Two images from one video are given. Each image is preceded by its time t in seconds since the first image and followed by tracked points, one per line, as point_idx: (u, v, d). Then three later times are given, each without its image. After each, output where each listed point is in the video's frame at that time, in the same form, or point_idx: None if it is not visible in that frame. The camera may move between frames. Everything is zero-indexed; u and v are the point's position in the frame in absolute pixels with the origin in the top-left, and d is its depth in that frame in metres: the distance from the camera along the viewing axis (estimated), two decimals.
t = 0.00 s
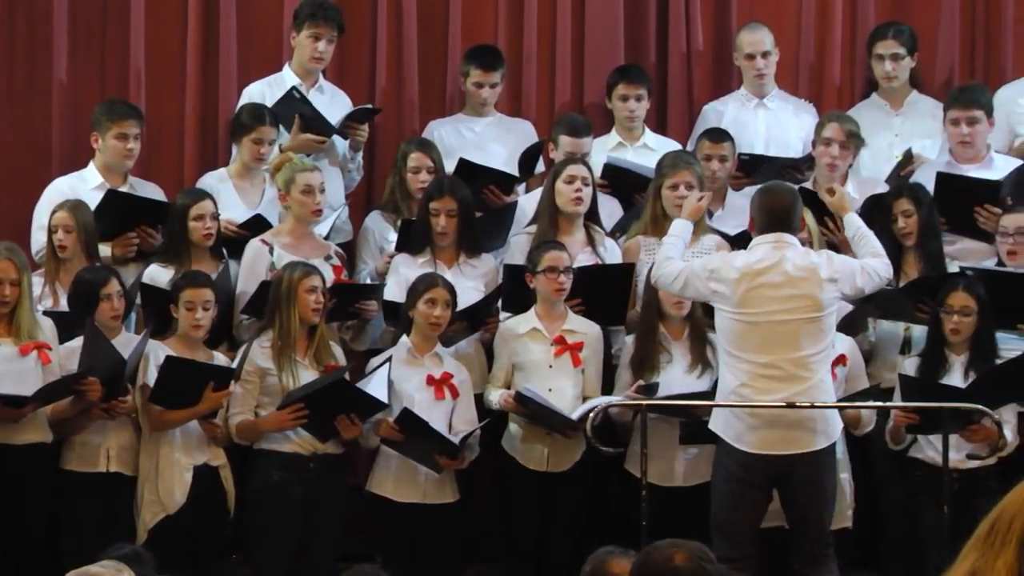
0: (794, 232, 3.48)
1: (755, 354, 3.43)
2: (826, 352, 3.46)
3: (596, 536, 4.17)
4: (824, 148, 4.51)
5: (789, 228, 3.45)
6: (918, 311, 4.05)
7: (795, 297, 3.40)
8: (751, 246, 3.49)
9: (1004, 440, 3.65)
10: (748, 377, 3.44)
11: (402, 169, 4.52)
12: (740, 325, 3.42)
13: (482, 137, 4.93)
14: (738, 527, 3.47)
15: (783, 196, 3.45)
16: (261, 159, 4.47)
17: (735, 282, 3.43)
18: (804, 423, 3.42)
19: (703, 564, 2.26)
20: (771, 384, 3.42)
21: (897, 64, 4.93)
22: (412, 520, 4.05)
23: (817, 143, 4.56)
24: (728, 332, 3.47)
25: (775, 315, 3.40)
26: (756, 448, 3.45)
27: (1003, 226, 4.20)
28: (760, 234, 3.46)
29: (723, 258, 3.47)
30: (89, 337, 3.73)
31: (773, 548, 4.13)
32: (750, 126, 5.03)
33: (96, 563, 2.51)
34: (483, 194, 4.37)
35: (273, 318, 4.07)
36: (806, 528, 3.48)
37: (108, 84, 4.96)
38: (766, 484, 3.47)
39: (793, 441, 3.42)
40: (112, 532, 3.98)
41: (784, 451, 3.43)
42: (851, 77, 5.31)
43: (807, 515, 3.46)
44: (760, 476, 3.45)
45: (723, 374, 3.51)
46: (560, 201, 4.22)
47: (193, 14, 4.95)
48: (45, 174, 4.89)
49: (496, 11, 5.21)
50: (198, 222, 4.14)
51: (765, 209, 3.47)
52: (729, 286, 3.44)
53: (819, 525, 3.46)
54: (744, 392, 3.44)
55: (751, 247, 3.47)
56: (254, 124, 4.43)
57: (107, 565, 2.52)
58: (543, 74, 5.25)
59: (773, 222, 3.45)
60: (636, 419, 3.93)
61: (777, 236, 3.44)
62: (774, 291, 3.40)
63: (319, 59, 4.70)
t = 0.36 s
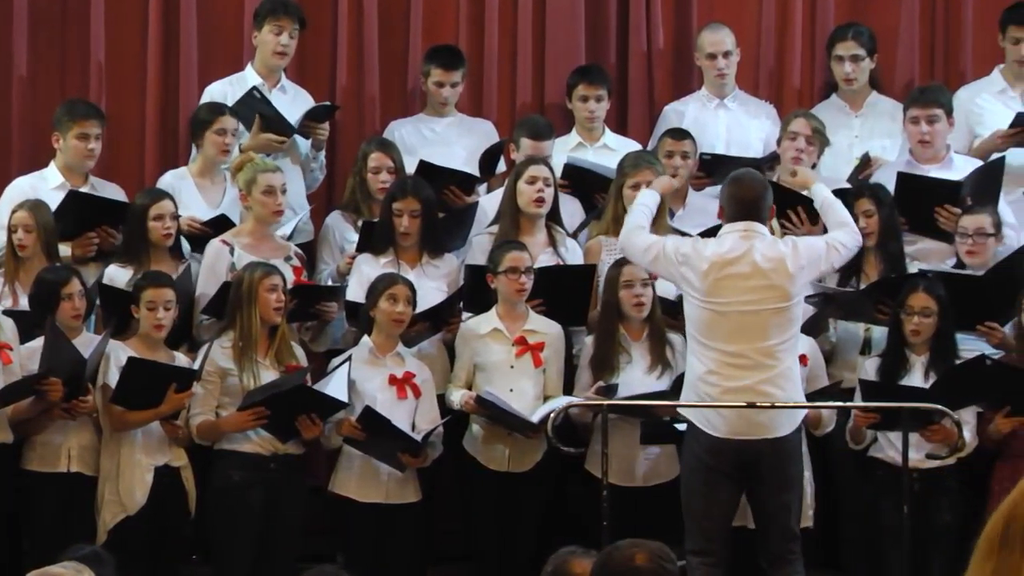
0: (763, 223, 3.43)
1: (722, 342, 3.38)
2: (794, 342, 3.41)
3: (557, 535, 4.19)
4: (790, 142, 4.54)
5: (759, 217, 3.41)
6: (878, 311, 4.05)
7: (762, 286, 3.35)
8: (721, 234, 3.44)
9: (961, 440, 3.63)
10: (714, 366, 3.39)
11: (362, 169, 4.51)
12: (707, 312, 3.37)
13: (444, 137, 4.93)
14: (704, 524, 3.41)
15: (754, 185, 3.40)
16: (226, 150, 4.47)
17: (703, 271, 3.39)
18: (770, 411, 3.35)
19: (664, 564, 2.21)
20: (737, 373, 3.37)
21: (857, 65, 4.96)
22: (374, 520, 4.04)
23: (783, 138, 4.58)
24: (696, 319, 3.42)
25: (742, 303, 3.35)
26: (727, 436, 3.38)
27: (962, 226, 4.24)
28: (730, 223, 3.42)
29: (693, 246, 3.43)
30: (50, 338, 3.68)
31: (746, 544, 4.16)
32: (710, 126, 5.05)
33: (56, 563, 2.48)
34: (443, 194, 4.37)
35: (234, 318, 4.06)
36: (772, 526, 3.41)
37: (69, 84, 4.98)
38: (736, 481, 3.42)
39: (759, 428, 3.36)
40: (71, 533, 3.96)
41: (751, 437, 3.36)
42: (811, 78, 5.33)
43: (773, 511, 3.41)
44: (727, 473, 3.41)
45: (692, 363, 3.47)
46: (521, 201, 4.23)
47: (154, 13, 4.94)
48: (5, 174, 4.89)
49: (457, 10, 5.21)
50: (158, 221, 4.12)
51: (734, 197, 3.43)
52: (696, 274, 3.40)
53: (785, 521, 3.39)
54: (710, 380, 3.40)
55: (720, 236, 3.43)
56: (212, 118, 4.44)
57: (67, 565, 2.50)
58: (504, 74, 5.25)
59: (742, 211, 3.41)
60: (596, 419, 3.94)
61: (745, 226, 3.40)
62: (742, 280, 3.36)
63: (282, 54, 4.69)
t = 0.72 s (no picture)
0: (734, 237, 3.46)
1: (693, 349, 3.39)
2: (763, 351, 3.42)
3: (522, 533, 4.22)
4: (756, 139, 4.48)
5: (728, 232, 3.44)
6: (841, 313, 4.08)
7: (733, 295, 3.36)
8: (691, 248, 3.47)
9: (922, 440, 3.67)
10: (684, 373, 3.40)
11: (325, 169, 4.50)
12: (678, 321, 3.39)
13: (406, 136, 4.93)
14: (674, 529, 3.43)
15: (724, 200, 3.44)
16: (191, 143, 4.46)
17: (674, 281, 3.41)
18: (742, 419, 3.38)
19: (627, 564, 2.21)
20: (707, 378, 3.38)
21: (821, 66, 4.98)
22: (337, 520, 4.04)
23: (750, 135, 4.51)
24: (667, 329, 3.43)
25: (714, 311, 3.36)
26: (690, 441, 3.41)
27: (925, 223, 4.24)
28: (701, 236, 3.45)
29: (664, 259, 3.45)
30: (13, 338, 3.68)
31: (711, 544, 4.18)
32: (673, 127, 5.07)
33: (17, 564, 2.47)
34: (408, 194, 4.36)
35: (197, 318, 4.04)
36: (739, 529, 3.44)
37: (31, 86, 5.02)
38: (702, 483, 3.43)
39: (731, 434, 3.38)
40: (33, 533, 3.94)
41: (723, 442, 3.39)
42: (774, 80, 5.35)
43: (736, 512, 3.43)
44: (693, 478, 3.42)
45: (661, 372, 3.47)
46: (484, 201, 4.23)
47: (117, 15, 4.99)
48: None
49: (420, 10, 5.22)
50: (119, 219, 4.11)
51: (705, 211, 3.46)
52: (668, 283, 3.41)
53: (750, 526, 3.43)
54: (680, 386, 3.40)
55: (691, 248, 3.45)
56: (173, 113, 4.45)
57: (29, 566, 2.48)
58: (467, 74, 5.26)
59: (712, 224, 3.44)
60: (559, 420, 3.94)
61: (715, 239, 3.42)
62: (713, 290, 3.37)
63: (246, 56, 4.68)
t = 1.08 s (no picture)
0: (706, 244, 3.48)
1: (662, 353, 3.38)
2: (733, 356, 3.42)
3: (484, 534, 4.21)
4: (723, 140, 4.48)
5: (702, 237, 3.44)
6: (807, 314, 4.11)
7: (704, 299, 3.36)
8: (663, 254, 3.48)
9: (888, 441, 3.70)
10: (653, 377, 3.38)
11: (292, 169, 4.50)
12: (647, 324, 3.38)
13: (371, 136, 4.92)
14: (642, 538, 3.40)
15: (697, 206, 3.45)
16: (156, 145, 4.44)
17: (644, 286, 3.41)
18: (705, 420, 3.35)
19: (592, 564, 2.17)
20: (675, 382, 3.36)
21: (788, 65, 4.99)
22: (303, 521, 4.03)
23: (716, 137, 4.51)
24: (636, 333, 3.42)
25: (684, 315, 3.36)
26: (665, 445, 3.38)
27: (890, 227, 4.27)
28: (674, 243, 3.45)
29: (635, 265, 3.46)
30: None
31: (677, 543, 4.18)
32: (637, 127, 5.08)
33: None
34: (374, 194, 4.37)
35: (163, 319, 4.02)
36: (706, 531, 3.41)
37: None
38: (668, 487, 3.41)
39: (692, 437, 3.36)
40: None
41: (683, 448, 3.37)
42: (740, 82, 5.37)
43: (706, 510, 3.41)
44: (663, 475, 3.39)
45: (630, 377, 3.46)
46: (451, 200, 4.23)
47: (82, 15, 4.97)
48: None
49: (386, 10, 5.23)
50: (84, 221, 4.08)
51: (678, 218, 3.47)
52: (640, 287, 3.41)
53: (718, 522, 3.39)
54: (648, 389, 3.39)
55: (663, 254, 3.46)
56: (140, 114, 4.43)
57: None
58: (433, 74, 5.26)
59: (684, 230, 3.45)
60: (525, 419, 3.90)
61: (687, 244, 3.43)
62: (684, 293, 3.37)
63: (212, 56, 4.67)
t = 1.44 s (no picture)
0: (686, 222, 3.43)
1: (629, 334, 3.37)
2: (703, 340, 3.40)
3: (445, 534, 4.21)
4: (684, 140, 4.49)
5: (679, 216, 3.40)
6: (767, 315, 4.13)
7: (674, 283, 3.34)
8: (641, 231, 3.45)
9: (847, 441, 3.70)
10: (620, 359, 3.39)
11: (257, 169, 4.50)
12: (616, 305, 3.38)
13: (332, 136, 4.92)
14: (616, 523, 3.40)
15: (678, 184, 3.39)
16: (117, 147, 4.40)
17: (617, 265, 3.40)
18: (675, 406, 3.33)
19: (554, 563, 2.14)
20: (641, 364, 3.36)
21: (748, 64, 5.01)
22: (265, 522, 4.01)
23: (677, 137, 4.53)
24: (606, 312, 3.42)
25: (653, 298, 3.35)
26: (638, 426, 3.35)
27: (854, 225, 4.31)
28: (652, 221, 3.42)
29: (610, 243, 3.44)
30: None
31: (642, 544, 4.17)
32: (597, 127, 5.08)
33: None
34: (334, 195, 4.39)
35: (122, 319, 4.00)
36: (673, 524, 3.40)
37: None
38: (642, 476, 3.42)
39: (668, 415, 3.33)
40: None
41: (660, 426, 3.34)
42: (700, 82, 5.39)
43: (673, 507, 3.40)
44: (634, 470, 3.41)
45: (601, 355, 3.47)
46: (411, 200, 4.23)
47: (41, 14, 4.94)
48: None
49: (347, 10, 5.23)
50: (43, 221, 4.06)
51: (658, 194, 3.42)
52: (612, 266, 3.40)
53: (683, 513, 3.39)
54: (615, 371, 3.40)
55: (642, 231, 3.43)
56: (101, 114, 4.39)
57: None
58: (395, 74, 5.26)
59: (663, 208, 3.40)
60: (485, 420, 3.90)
61: (666, 224, 3.39)
62: (655, 274, 3.36)
63: (172, 56, 4.65)
